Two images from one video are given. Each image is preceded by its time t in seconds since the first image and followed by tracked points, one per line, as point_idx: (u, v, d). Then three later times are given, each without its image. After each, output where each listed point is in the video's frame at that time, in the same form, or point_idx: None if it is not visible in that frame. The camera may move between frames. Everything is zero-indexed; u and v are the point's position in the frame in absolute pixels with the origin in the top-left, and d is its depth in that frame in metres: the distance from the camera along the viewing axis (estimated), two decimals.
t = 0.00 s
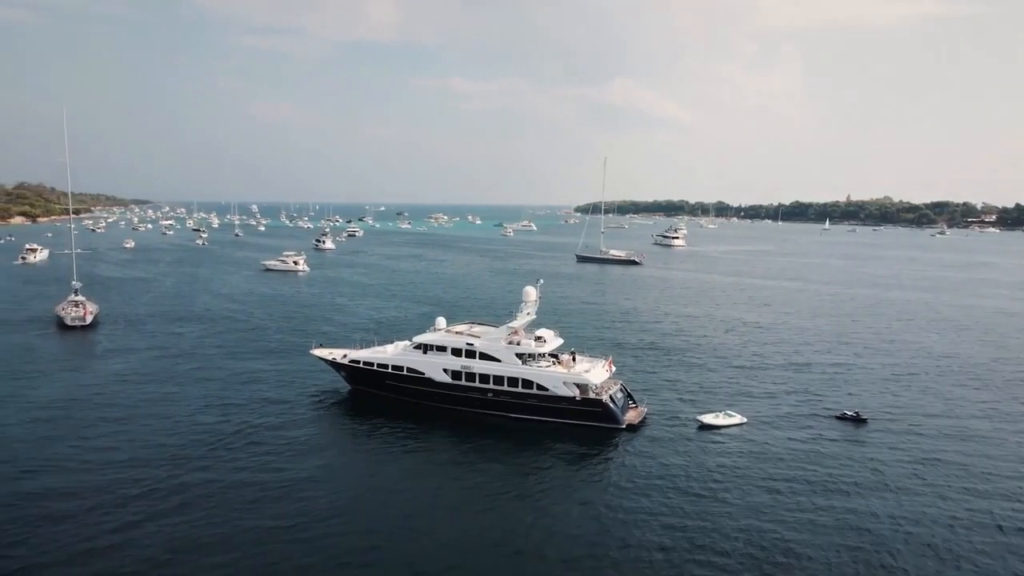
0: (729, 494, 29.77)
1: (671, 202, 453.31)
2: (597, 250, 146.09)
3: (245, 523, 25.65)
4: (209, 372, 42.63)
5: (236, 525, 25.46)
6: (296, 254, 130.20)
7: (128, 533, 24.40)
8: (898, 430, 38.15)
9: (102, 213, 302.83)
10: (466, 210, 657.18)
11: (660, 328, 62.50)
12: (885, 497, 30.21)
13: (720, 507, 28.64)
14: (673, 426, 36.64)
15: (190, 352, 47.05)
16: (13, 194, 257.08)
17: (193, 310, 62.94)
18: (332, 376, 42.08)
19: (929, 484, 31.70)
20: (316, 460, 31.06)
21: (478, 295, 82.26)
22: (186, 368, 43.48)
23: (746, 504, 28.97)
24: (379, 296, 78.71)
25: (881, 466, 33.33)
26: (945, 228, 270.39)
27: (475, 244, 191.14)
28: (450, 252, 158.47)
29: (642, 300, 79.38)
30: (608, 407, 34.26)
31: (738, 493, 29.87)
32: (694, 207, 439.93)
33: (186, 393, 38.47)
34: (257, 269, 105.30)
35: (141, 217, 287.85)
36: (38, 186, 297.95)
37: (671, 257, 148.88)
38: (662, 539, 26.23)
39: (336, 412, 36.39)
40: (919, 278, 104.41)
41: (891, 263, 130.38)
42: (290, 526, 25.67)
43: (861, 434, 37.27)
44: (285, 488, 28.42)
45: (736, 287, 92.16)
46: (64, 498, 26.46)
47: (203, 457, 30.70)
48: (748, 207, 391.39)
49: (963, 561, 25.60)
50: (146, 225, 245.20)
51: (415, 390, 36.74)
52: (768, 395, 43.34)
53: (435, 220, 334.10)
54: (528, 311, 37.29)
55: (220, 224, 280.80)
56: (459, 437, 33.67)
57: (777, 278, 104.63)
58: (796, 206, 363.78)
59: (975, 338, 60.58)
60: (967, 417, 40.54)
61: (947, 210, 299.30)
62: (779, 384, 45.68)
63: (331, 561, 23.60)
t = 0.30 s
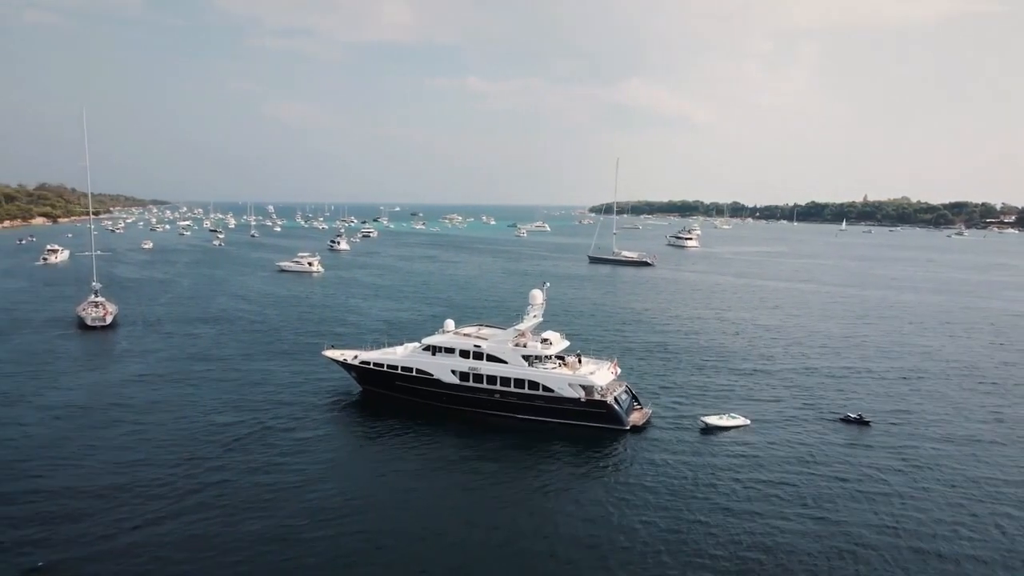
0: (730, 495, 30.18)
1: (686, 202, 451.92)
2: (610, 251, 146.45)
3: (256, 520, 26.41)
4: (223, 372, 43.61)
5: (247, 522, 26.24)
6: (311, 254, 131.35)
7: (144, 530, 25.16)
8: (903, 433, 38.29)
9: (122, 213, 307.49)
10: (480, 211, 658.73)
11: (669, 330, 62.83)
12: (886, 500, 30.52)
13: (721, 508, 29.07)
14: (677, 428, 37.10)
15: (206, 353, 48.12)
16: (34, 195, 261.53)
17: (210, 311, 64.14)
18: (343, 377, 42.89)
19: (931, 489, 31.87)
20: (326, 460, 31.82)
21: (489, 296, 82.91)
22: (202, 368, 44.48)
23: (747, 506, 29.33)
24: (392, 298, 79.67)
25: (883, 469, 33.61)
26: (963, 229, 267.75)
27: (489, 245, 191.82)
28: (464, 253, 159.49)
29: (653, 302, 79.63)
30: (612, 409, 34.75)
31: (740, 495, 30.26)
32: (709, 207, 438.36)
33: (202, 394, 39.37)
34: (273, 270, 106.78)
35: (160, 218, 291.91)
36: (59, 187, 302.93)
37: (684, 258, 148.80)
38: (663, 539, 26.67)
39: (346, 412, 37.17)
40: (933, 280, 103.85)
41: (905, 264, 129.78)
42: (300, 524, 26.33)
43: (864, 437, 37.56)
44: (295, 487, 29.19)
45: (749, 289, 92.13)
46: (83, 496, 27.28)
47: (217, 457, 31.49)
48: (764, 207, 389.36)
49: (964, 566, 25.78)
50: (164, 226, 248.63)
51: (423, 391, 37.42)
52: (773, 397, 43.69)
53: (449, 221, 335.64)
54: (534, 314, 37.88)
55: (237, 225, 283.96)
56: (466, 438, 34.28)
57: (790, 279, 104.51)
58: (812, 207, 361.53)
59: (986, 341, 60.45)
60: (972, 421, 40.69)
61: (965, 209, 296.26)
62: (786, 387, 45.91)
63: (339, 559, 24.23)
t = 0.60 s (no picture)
0: (731, 496, 30.60)
1: (699, 202, 450.70)
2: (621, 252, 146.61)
3: (267, 518, 27.10)
4: (236, 373, 44.44)
5: (258, 520, 26.93)
6: (324, 255, 132.43)
7: (157, 528, 25.80)
8: (907, 436, 38.42)
9: (139, 214, 311.67)
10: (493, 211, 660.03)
11: (678, 331, 63.05)
12: (885, 501, 30.85)
13: (722, 508, 29.44)
14: (681, 429, 37.47)
15: (219, 353, 49.00)
16: (52, 195, 265.26)
17: (224, 312, 65.11)
18: (353, 378, 43.59)
19: (933, 492, 32.04)
20: (335, 459, 32.48)
21: (500, 297, 83.45)
22: (215, 369, 45.33)
23: (749, 507, 29.69)
24: (403, 298, 80.48)
25: (884, 471, 33.90)
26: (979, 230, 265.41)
27: (501, 245, 192.26)
28: (476, 253, 160.18)
29: (663, 303, 79.83)
30: (616, 410, 35.18)
31: (741, 495, 30.67)
32: (722, 207, 436.76)
33: (215, 395, 40.15)
34: (286, 271, 107.94)
35: (176, 219, 295.06)
36: (77, 188, 307.13)
37: (696, 259, 148.66)
38: (665, 539, 27.04)
39: (355, 412, 37.85)
40: (945, 282, 103.36)
41: (917, 265, 129.25)
42: (308, 523, 26.88)
43: (867, 439, 37.80)
44: (304, 486, 29.87)
45: (759, 290, 92.06)
46: (98, 495, 28.00)
47: (229, 457, 32.20)
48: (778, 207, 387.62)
49: (964, 569, 25.98)
50: (180, 226, 251.63)
51: (431, 391, 38.02)
52: (779, 399, 43.97)
53: (462, 222, 337.03)
54: (541, 316, 38.35)
55: (251, 225, 286.60)
56: (472, 438, 34.85)
57: (802, 281, 104.28)
58: (826, 207, 359.91)
59: (996, 344, 60.27)
60: (977, 424, 40.81)
61: (981, 209, 293.50)
62: (793, 389, 46.09)
63: (346, 558, 24.79)
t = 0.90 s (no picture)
0: (733, 496, 31.06)
1: (714, 203, 448.83)
2: (634, 253, 146.64)
3: (279, 516, 27.85)
4: (250, 373, 45.35)
5: (270, 518, 27.69)
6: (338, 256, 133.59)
7: (173, 526, 26.50)
8: (913, 439, 38.57)
9: (157, 215, 315.21)
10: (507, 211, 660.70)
11: (688, 333, 63.25)
12: (887, 503, 31.17)
13: (724, 509, 29.89)
14: (687, 431, 37.89)
15: (234, 354, 49.98)
16: (72, 196, 269.21)
17: (240, 313, 66.19)
18: (364, 379, 44.38)
19: (936, 494, 32.31)
20: (346, 459, 33.20)
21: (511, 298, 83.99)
22: (230, 369, 46.28)
23: (751, 508, 30.12)
24: (415, 300, 81.33)
25: (887, 474, 34.19)
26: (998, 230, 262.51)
27: (514, 246, 192.88)
28: (489, 254, 160.80)
29: (673, 305, 79.97)
30: (622, 411, 35.69)
31: (743, 496, 31.13)
32: (737, 207, 434.52)
33: (230, 395, 41.01)
34: (301, 272, 109.14)
35: (193, 220, 298.06)
36: (97, 189, 311.23)
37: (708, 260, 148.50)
38: (669, 539, 27.50)
39: (366, 412, 38.62)
40: (959, 283, 102.78)
41: (931, 266, 128.64)
42: (319, 522, 27.58)
43: (872, 442, 38.06)
44: (315, 485, 30.61)
45: (771, 292, 91.90)
46: (117, 493, 28.86)
47: (242, 456, 33.02)
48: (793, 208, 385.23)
49: (964, 571, 26.25)
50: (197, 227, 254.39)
51: (440, 391, 38.71)
52: (785, 401, 44.23)
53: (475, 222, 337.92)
54: (548, 318, 38.90)
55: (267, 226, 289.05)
56: (480, 438, 35.48)
57: (815, 282, 103.98)
58: (843, 207, 357.21)
59: (1008, 346, 60.03)
60: (984, 427, 40.89)
61: (1001, 209, 290.09)
62: (801, 392, 46.24)
63: (355, 556, 25.46)
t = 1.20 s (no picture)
0: (734, 497, 31.39)
1: (727, 203, 447.18)
2: (646, 253, 146.64)
3: (288, 515, 28.46)
4: (262, 374, 46.11)
5: (279, 517, 28.30)
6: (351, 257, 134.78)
7: (185, 524, 27.19)
8: (917, 442, 38.69)
9: (173, 215, 318.60)
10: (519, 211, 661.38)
11: (697, 335, 63.46)
12: (887, 506, 31.39)
13: (724, 510, 30.25)
14: (691, 432, 38.22)
15: (247, 355, 50.82)
16: (89, 197, 272.80)
17: (253, 314, 67.24)
18: (374, 380, 45.04)
19: (938, 497, 32.47)
20: (354, 459, 33.81)
21: (521, 300, 84.55)
22: (242, 370, 47.08)
23: (752, 510, 30.44)
24: (426, 300, 82.02)
25: (889, 476, 34.36)
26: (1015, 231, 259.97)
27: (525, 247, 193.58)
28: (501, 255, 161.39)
29: (683, 307, 80.19)
30: (626, 412, 36.09)
31: (743, 497, 31.45)
32: (750, 207, 432.64)
33: (242, 396, 41.81)
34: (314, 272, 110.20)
35: (208, 220, 300.59)
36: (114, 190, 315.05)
37: (719, 261, 148.43)
38: (671, 539, 27.90)
39: (374, 413, 39.25)
40: (972, 285, 102.31)
41: (944, 267, 127.99)
42: (327, 521, 28.17)
43: (876, 445, 38.21)
44: (324, 485, 31.21)
45: (782, 293, 91.89)
46: (131, 491, 29.59)
47: (253, 455, 33.70)
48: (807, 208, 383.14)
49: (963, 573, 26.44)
50: (212, 227, 257.01)
51: (448, 392, 39.26)
52: (791, 404, 44.42)
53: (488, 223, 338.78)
54: (554, 320, 39.34)
55: (281, 226, 291.28)
56: (486, 439, 35.99)
57: (826, 283, 103.68)
58: (858, 207, 354.92)
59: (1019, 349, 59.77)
60: (990, 430, 40.91)
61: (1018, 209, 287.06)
62: (807, 394, 46.43)
63: (362, 554, 25.99)
